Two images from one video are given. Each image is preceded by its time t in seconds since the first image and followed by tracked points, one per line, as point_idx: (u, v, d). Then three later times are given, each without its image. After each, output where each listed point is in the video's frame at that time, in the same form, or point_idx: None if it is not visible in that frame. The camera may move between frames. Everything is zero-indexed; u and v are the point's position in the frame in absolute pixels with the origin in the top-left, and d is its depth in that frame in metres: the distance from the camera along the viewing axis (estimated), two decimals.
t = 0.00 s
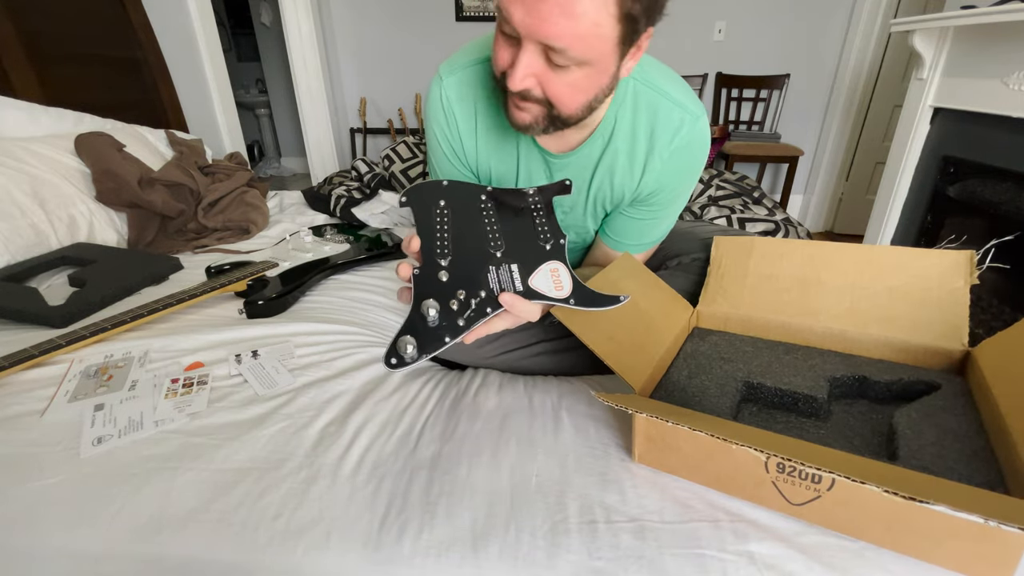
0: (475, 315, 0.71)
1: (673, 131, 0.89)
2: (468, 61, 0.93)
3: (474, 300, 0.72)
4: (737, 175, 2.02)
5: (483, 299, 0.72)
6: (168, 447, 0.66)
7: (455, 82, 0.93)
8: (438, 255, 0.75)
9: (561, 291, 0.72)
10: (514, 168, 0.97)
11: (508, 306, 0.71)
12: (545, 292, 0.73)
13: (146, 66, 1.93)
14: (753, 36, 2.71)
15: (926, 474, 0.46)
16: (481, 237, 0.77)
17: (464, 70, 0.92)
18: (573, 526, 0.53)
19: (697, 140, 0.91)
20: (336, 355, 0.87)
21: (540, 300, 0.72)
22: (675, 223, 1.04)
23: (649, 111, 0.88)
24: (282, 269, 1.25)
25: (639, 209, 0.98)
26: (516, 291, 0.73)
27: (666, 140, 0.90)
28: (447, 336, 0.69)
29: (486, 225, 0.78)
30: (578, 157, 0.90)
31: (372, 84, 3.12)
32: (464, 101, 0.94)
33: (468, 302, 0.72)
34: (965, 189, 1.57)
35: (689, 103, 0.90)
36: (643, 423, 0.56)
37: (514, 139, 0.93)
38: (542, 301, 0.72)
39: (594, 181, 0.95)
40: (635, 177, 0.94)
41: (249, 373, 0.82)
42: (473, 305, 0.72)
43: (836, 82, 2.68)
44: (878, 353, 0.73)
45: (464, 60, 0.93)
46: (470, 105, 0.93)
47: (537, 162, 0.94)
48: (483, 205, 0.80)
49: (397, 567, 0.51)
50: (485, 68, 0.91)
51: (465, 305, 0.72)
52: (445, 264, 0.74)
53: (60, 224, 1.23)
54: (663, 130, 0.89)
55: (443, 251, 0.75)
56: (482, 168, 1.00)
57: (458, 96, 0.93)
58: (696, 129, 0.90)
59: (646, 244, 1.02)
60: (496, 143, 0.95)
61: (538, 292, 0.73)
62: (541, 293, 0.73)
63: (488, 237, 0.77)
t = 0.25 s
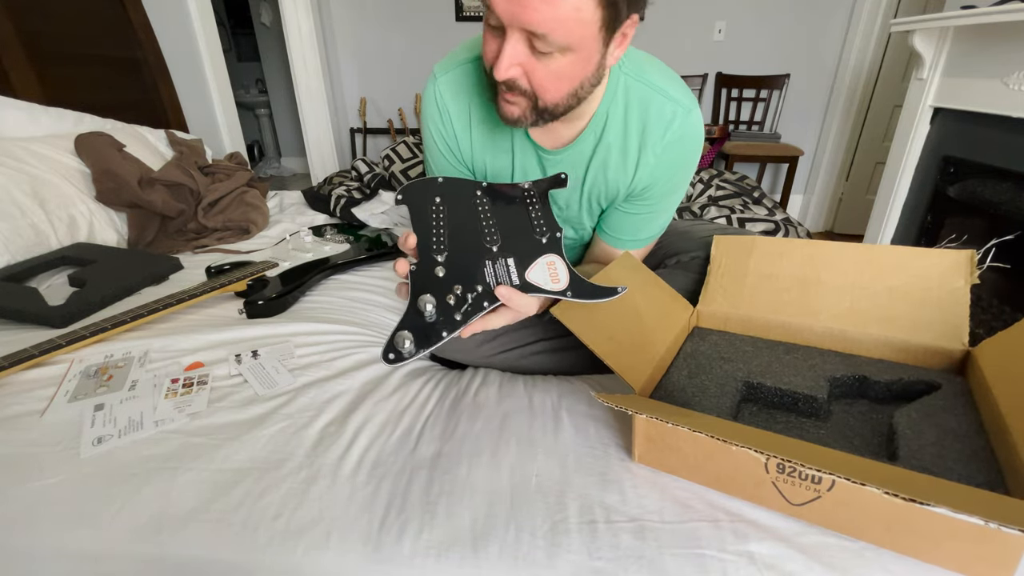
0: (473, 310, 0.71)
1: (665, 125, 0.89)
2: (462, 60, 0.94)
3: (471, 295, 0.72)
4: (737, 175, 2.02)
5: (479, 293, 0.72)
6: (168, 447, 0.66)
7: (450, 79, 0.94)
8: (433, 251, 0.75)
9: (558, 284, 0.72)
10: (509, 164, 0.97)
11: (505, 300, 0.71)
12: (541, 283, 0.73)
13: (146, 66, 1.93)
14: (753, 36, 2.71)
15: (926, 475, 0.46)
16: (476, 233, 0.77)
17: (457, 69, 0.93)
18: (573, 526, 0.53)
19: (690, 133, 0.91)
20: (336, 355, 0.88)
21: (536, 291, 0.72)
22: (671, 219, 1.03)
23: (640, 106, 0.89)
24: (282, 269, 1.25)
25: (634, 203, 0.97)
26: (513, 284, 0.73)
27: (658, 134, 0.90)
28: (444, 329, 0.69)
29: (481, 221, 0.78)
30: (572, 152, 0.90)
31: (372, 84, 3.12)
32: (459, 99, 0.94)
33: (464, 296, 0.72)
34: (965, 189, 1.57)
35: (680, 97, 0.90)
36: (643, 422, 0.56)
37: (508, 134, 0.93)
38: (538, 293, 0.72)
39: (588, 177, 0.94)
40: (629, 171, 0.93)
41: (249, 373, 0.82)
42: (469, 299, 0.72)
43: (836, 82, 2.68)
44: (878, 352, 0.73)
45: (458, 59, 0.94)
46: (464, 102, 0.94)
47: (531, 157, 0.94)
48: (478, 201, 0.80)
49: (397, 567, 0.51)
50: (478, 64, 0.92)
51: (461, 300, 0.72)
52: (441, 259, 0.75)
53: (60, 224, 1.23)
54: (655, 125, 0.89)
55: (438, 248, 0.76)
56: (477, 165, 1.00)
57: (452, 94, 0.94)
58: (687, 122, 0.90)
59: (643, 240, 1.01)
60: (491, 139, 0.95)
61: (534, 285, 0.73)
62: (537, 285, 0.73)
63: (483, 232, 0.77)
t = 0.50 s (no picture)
0: (468, 312, 0.72)
1: (660, 125, 0.90)
2: (458, 60, 0.94)
3: (468, 298, 0.72)
4: (737, 175, 2.02)
5: (476, 296, 0.72)
6: (168, 447, 0.66)
7: (446, 79, 0.94)
8: (433, 251, 0.75)
9: (557, 287, 0.73)
10: (506, 164, 0.97)
11: (502, 304, 0.70)
12: (541, 287, 0.73)
13: (146, 66, 1.93)
14: (753, 36, 2.71)
15: (926, 475, 0.46)
16: (477, 232, 0.76)
17: (453, 68, 0.93)
18: (573, 526, 0.53)
19: (685, 132, 0.91)
20: (336, 355, 0.87)
21: (534, 295, 0.73)
22: (667, 220, 1.03)
23: (635, 105, 0.89)
24: (282, 269, 1.25)
25: (630, 203, 0.97)
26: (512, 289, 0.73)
27: (653, 134, 0.90)
28: (439, 333, 0.70)
29: (483, 219, 0.76)
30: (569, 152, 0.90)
31: (372, 84, 3.12)
32: (455, 99, 0.94)
33: (462, 300, 0.72)
34: (965, 189, 1.57)
35: (675, 97, 0.91)
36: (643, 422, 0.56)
37: (504, 134, 0.93)
38: (536, 297, 0.73)
39: (584, 177, 0.95)
40: (625, 171, 0.93)
41: (249, 373, 0.82)
42: (465, 303, 0.72)
43: (836, 82, 2.68)
44: (878, 352, 0.73)
45: (454, 59, 0.94)
46: (460, 102, 0.94)
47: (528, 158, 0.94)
48: (480, 199, 0.77)
49: (397, 568, 0.51)
50: (474, 64, 0.92)
51: (458, 303, 0.72)
52: (440, 260, 0.74)
53: (60, 224, 1.23)
54: (651, 124, 0.90)
55: (438, 248, 0.75)
56: (473, 166, 1.00)
57: (448, 94, 0.94)
58: (683, 122, 0.91)
59: (639, 241, 1.00)
60: (487, 139, 0.95)
61: (532, 287, 0.73)
62: (536, 288, 0.73)
63: (484, 232, 0.76)
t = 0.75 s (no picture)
0: (467, 313, 0.72)
1: (661, 129, 0.90)
2: (459, 62, 0.93)
3: (467, 299, 0.72)
4: (737, 175, 2.02)
5: (475, 297, 0.73)
6: (168, 447, 0.66)
7: (448, 81, 0.94)
8: (434, 251, 0.75)
9: (557, 294, 0.72)
10: (507, 167, 0.97)
11: (500, 309, 0.72)
12: (541, 292, 0.72)
13: (146, 66, 1.93)
14: (753, 36, 2.71)
15: (926, 475, 0.46)
16: (479, 234, 0.75)
17: (455, 70, 0.93)
18: (573, 526, 0.53)
19: (686, 136, 0.91)
20: (336, 355, 0.88)
21: (533, 300, 0.72)
22: (667, 223, 1.03)
23: (636, 109, 0.89)
24: (282, 269, 1.25)
25: (631, 206, 0.97)
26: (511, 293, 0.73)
27: (654, 138, 0.90)
28: (437, 333, 0.71)
29: (486, 221, 0.76)
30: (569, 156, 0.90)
31: (372, 84, 3.12)
32: (456, 101, 0.94)
33: (461, 301, 0.72)
34: (965, 189, 1.57)
35: (676, 100, 0.91)
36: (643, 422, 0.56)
37: (504, 137, 0.93)
38: (535, 301, 0.72)
39: (585, 179, 0.95)
40: (626, 175, 0.94)
41: (249, 373, 0.82)
42: (464, 304, 0.72)
43: (836, 82, 2.68)
44: (878, 352, 0.73)
45: (456, 61, 0.94)
46: (461, 104, 0.94)
47: (528, 160, 0.94)
48: (484, 201, 0.77)
49: (397, 568, 0.51)
50: (475, 66, 0.92)
51: (456, 304, 0.72)
52: (441, 260, 0.74)
53: (60, 224, 1.23)
54: (652, 128, 0.90)
55: (439, 248, 0.75)
56: (475, 167, 1.00)
57: (449, 96, 0.94)
58: (684, 126, 0.90)
59: (639, 244, 1.00)
60: (488, 141, 0.95)
61: (531, 293, 0.73)
62: (536, 294, 0.72)
63: (487, 234, 0.75)
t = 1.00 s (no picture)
0: (469, 299, 0.71)
1: (660, 129, 0.90)
2: (459, 63, 0.93)
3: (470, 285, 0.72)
4: (738, 175, 2.02)
5: (478, 284, 0.72)
6: (168, 447, 0.66)
7: (447, 82, 0.94)
8: (436, 245, 0.76)
9: (560, 276, 0.73)
10: (507, 167, 0.97)
11: (504, 295, 0.71)
12: (544, 274, 0.73)
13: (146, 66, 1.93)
14: (753, 36, 2.71)
15: (926, 475, 0.46)
16: (480, 228, 0.77)
17: (455, 71, 0.93)
18: (573, 526, 0.53)
19: (686, 137, 0.91)
20: (336, 355, 0.87)
21: (536, 282, 0.72)
22: (667, 223, 1.02)
23: (636, 109, 0.89)
24: (282, 269, 1.25)
25: (631, 207, 0.97)
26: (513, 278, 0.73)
27: (654, 138, 0.90)
28: (439, 317, 0.69)
29: (487, 217, 0.79)
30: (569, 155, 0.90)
31: (372, 84, 3.11)
32: (457, 101, 0.94)
33: (464, 288, 0.72)
34: (965, 189, 1.57)
35: (676, 100, 0.91)
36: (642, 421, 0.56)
37: (505, 137, 0.93)
38: (539, 283, 0.72)
39: (585, 180, 0.95)
40: (626, 175, 0.94)
41: (249, 373, 0.82)
42: (467, 290, 0.71)
43: (836, 82, 2.68)
44: (877, 353, 0.73)
45: (456, 61, 0.94)
46: (461, 104, 0.94)
47: (527, 160, 0.94)
48: (485, 198, 0.81)
49: (397, 568, 0.51)
50: (475, 66, 0.92)
51: (459, 291, 0.71)
52: (443, 252, 0.75)
53: (60, 224, 1.23)
54: (651, 128, 0.90)
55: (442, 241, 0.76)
56: (475, 168, 1.00)
57: (449, 97, 0.94)
58: (683, 127, 0.90)
59: (639, 244, 1.00)
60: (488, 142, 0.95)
61: (534, 276, 0.73)
62: (539, 277, 0.73)
63: (488, 228, 0.77)
